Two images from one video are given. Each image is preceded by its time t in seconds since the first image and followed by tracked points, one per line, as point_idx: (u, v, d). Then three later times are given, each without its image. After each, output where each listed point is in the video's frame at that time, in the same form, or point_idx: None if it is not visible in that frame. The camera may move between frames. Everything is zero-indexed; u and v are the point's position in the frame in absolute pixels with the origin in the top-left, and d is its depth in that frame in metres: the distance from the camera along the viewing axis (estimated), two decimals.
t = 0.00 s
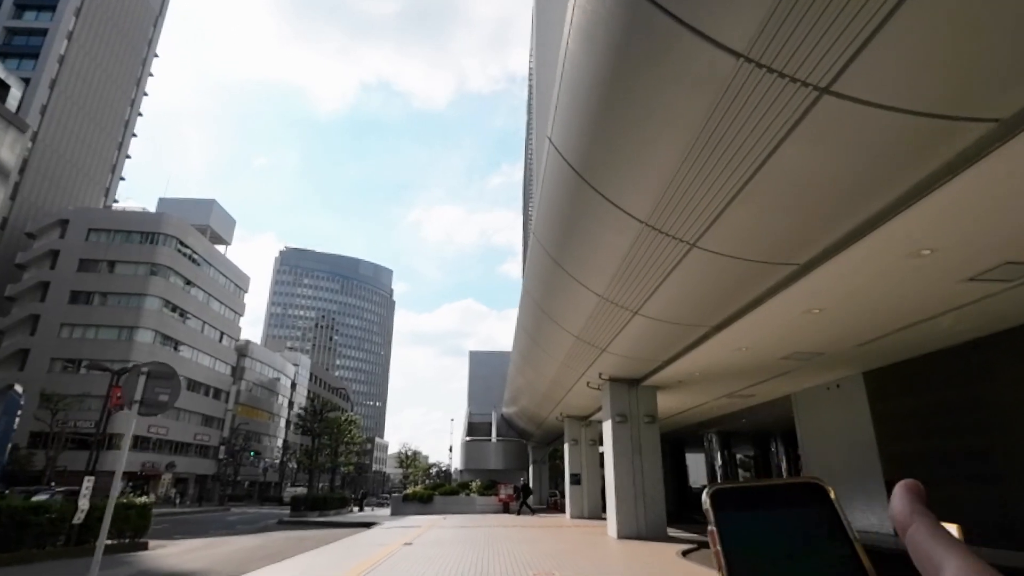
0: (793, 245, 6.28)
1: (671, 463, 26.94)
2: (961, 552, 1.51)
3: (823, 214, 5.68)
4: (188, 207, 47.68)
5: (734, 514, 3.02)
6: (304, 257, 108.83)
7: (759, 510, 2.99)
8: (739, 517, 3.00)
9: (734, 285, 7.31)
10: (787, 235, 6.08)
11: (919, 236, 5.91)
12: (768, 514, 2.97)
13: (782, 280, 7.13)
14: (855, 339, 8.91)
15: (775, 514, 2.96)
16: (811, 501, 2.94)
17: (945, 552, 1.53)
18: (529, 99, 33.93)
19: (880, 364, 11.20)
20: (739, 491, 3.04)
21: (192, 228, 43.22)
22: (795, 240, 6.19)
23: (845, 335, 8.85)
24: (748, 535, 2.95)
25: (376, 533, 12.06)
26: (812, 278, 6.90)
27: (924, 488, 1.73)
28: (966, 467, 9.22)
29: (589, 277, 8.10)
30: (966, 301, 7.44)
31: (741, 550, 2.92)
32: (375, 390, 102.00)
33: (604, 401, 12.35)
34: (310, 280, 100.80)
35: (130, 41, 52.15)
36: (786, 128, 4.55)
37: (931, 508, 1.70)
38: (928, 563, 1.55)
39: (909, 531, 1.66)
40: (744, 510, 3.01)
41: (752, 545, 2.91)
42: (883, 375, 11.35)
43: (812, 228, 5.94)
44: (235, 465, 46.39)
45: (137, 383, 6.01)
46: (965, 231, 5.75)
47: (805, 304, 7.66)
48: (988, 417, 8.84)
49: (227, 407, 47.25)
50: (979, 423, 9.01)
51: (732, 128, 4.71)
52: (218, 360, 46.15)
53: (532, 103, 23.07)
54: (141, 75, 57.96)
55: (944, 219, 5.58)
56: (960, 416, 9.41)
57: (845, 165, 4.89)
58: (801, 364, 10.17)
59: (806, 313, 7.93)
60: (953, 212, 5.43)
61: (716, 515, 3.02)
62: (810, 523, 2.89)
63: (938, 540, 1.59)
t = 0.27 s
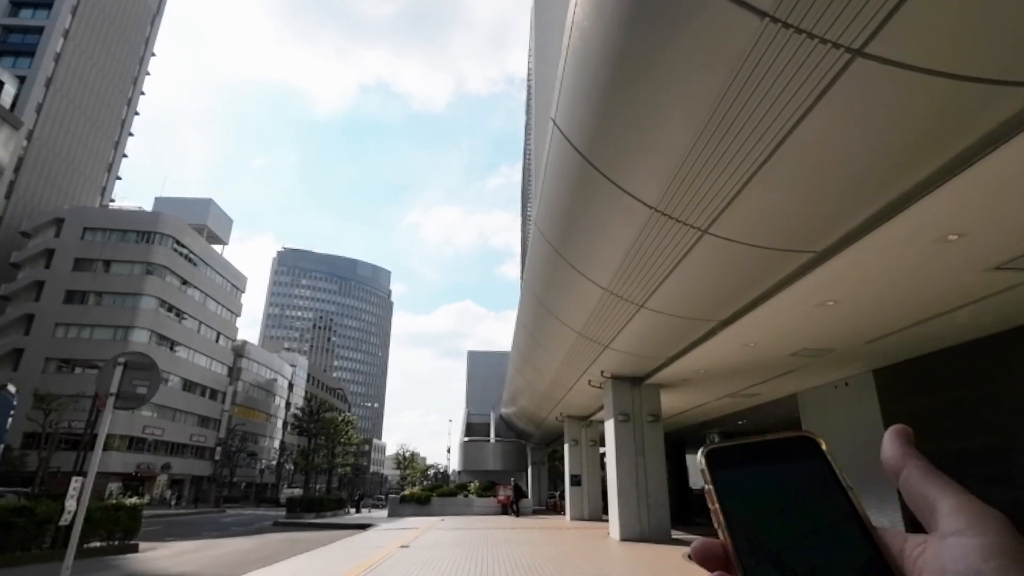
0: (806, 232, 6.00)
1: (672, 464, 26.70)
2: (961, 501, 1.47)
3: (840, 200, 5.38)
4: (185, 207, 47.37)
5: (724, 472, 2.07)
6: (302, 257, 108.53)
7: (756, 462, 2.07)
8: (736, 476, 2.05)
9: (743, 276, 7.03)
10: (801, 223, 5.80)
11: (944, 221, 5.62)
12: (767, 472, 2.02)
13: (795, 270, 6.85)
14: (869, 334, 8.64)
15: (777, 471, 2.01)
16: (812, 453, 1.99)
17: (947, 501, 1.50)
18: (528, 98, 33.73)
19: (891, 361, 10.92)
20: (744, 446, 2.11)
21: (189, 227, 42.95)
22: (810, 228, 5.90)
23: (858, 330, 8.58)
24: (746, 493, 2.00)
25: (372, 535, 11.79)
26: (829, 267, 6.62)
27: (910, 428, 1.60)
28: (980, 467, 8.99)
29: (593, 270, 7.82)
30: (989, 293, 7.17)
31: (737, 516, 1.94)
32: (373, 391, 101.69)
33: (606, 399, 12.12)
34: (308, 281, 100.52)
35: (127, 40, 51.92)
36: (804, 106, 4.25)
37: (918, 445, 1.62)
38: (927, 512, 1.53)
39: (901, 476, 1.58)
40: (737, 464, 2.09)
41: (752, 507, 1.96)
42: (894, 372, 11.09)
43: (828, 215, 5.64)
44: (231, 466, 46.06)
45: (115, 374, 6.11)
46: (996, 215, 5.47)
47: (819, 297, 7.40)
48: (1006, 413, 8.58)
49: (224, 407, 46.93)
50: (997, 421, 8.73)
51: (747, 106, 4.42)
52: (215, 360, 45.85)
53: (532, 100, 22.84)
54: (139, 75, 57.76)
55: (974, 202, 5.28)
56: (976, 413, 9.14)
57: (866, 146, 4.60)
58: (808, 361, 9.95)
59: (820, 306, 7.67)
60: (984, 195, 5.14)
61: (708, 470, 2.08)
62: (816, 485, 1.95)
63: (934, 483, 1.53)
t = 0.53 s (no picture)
0: (822, 222, 5.75)
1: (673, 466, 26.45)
2: (985, 526, 1.43)
3: (861, 186, 5.13)
4: (182, 206, 47.03)
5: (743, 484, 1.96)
6: (300, 258, 108.19)
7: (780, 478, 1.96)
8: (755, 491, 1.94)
9: (754, 270, 6.78)
10: (817, 211, 5.55)
11: (975, 208, 5.39)
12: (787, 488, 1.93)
13: (808, 264, 6.61)
14: (881, 332, 8.42)
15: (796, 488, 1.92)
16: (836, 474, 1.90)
17: (970, 526, 1.46)
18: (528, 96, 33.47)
19: (901, 361, 10.70)
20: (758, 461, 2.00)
21: (185, 227, 42.64)
22: (826, 217, 5.64)
23: (871, 328, 8.35)
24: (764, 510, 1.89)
25: (368, 539, 11.56)
26: (847, 260, 6.39)
27: (936, 449, 1.60)
28: (991, 470, 8.79)
29: (597, 263, 7.56)
30: (1010, 287, 6.95)
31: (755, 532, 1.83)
32: (371, 392, 101.31)
33: (607, 399, 11.90)
34: (306, 281, 100.13)
35: (124, 39, 51.63)
36: (828, 85, 3.99)
37: (944, 468, 1.60)
38: (948, 535, 1.50)
39: (925, 500, 1.56)
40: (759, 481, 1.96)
41: (771, 523, 1.86)
42: (903, 372, 10.86)
43: (846, 202, 5.38)
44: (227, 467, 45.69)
45: (85, 371, 5.94)
46: None
47: (834, 292, 7.16)
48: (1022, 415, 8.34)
49: (219, 409, 46.58)
50: (1013, 424, 8.48)
51: (767, 84, 4.16)
52: (211, 361, 45.54)
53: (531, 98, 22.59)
54: (136, 74, 57.46)
55: (1007, 188, 5.04)
56: (989, 415, 8.91)
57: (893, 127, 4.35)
58: (815, 361, 9.74)
59: (833, 302, 7.43)
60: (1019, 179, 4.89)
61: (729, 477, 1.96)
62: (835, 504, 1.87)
63: (959, 506, 1.50)
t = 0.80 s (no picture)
0: (838, 204, 5.52)
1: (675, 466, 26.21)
2: (990, 496, 1.47)
3: (881, 164, 4.90)
4: (179, 205, 46.82)
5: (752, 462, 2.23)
6: (299, 259, 107.90)
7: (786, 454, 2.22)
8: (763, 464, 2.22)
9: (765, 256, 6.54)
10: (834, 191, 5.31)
11: (1001, 189, 5.14)
12: (794, 463, 2.19)
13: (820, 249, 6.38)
14: (893, 325, 8.22)
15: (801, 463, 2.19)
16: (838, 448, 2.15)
17: (974, 497, 1.51)
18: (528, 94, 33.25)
19: (910, 356, 10.51)
20: (773, 436, 2.26)
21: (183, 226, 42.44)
22: (843, 198, 5.40)
23: (883, 320, 8.15)
24: (775, 485, 2.15)
25: (366, 540, 11.37)
26: (864, 246, 6.15)
27: (948, 423, 1.59)
28: (1003, 466, 8.61)
29: (601, 252, 7.32)
30: None
31: (765, 504, 2.12)
32: (370, 393, 100.90)
33: (610, 397, 11.69)
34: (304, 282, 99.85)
35: (122, 38, 51.43)
36: (853, 50, 3.75)
37: (951, 438, 1.61)
38: (955, 506, 1.54)
39: (931, 472, 1.59)
40: (767, 457, 2.23)
41: (779, 496, 2.12)
42: (913, 368, 10.67)
43: (864, 182, 5.14)
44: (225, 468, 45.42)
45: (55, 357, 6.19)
46: None
47: (849, 280, 6.92)
48: None
49: (218, 409, 46.36)
50: None
51: (784, 54, 3.92)
52: (209, 361, 45.32)
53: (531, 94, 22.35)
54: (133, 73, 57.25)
55: None
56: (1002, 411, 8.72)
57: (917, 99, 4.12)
58: (823, 357, 9.56)
59: (848, 291, 7.18)
60: None
61: (734, 457, 2.26)
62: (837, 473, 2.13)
63: (964, 477, 1.54)
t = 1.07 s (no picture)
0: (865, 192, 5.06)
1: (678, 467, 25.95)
2: (961, 532, 1.31)
3: (919, 143, 4.42)
4: (179, 205, 46.61)
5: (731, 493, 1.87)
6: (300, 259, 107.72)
7: (764, 485, 1.87)
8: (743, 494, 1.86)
9: (782, 250, 6.09)
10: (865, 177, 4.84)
11: None
12: (771, 492, 1.85)
13: (841, 241, 5.94)
14: (911, 322, 7.90)
15: (776, 496, 1.84)
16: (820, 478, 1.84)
17: (944, 535, 1.33)
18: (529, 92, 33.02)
19: (924, 355, 10.20)
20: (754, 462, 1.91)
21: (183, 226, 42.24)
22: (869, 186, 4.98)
23: (901, 318, 7.82)
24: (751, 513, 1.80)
25: (363, 544, 11.13)
26: (889, 237, 5.75)
27: (919, 458, 1.46)
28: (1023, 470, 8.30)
29: (606, 246, 6.84)
30: None
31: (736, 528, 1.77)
32: (371, 393, 100.71)
33: (614, 397, 11.45)
34: (305, 282, 99.67)
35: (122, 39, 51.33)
36: (891, 12, 3.31)
37: (922, 475, 1.47)
38: (924, 546, 1.36)
39: (904, 508, 1.43)
40: (744, 482, 1.89)
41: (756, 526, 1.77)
42: (927, 367, 10.34)
43: (894, 167, 4.71)
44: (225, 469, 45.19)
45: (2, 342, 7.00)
46: None
47: (867, 279, 6.64)
48: None
49: (217, 410, 46.10)
50: None
51: (818, 15, 3.45)
52: (208, 361, 45.10)
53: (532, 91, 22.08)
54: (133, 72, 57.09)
55: None
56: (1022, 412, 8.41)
57: (967, 64, 3.65)
58: (833, 355, 9.28)
59: (861, 290, 6.93)
60: None
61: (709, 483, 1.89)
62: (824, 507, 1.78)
63: (933, 514, 1.38)
